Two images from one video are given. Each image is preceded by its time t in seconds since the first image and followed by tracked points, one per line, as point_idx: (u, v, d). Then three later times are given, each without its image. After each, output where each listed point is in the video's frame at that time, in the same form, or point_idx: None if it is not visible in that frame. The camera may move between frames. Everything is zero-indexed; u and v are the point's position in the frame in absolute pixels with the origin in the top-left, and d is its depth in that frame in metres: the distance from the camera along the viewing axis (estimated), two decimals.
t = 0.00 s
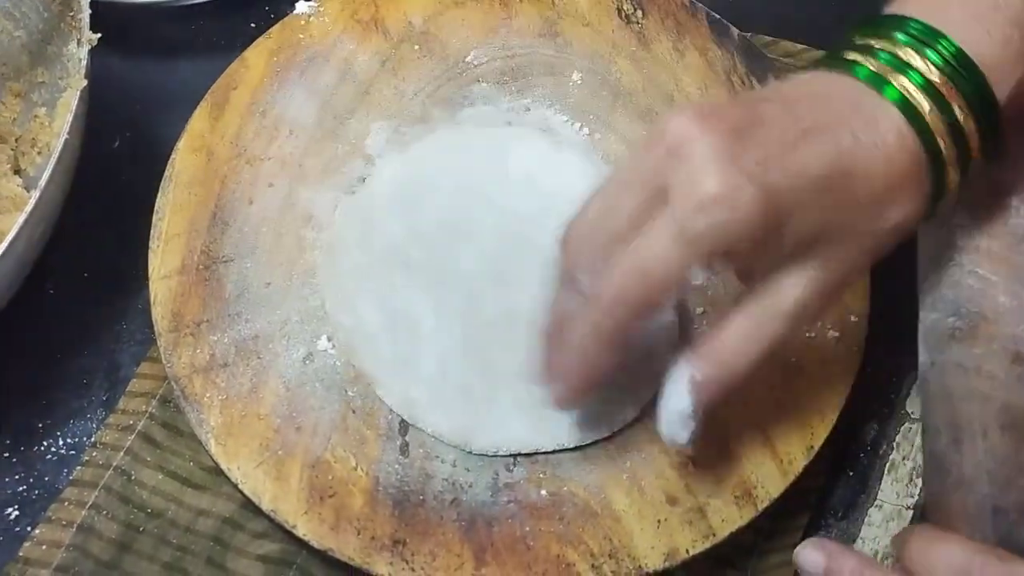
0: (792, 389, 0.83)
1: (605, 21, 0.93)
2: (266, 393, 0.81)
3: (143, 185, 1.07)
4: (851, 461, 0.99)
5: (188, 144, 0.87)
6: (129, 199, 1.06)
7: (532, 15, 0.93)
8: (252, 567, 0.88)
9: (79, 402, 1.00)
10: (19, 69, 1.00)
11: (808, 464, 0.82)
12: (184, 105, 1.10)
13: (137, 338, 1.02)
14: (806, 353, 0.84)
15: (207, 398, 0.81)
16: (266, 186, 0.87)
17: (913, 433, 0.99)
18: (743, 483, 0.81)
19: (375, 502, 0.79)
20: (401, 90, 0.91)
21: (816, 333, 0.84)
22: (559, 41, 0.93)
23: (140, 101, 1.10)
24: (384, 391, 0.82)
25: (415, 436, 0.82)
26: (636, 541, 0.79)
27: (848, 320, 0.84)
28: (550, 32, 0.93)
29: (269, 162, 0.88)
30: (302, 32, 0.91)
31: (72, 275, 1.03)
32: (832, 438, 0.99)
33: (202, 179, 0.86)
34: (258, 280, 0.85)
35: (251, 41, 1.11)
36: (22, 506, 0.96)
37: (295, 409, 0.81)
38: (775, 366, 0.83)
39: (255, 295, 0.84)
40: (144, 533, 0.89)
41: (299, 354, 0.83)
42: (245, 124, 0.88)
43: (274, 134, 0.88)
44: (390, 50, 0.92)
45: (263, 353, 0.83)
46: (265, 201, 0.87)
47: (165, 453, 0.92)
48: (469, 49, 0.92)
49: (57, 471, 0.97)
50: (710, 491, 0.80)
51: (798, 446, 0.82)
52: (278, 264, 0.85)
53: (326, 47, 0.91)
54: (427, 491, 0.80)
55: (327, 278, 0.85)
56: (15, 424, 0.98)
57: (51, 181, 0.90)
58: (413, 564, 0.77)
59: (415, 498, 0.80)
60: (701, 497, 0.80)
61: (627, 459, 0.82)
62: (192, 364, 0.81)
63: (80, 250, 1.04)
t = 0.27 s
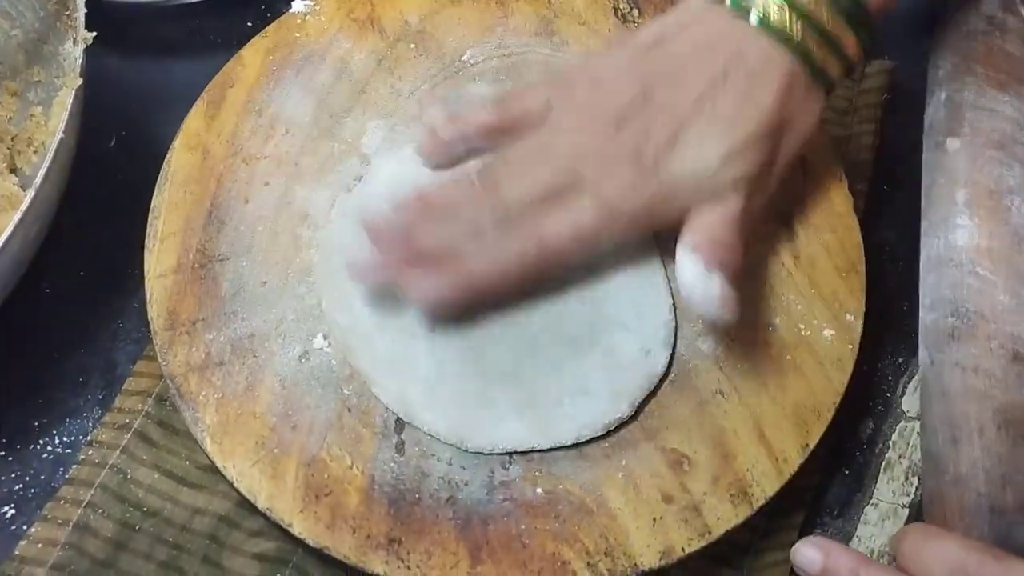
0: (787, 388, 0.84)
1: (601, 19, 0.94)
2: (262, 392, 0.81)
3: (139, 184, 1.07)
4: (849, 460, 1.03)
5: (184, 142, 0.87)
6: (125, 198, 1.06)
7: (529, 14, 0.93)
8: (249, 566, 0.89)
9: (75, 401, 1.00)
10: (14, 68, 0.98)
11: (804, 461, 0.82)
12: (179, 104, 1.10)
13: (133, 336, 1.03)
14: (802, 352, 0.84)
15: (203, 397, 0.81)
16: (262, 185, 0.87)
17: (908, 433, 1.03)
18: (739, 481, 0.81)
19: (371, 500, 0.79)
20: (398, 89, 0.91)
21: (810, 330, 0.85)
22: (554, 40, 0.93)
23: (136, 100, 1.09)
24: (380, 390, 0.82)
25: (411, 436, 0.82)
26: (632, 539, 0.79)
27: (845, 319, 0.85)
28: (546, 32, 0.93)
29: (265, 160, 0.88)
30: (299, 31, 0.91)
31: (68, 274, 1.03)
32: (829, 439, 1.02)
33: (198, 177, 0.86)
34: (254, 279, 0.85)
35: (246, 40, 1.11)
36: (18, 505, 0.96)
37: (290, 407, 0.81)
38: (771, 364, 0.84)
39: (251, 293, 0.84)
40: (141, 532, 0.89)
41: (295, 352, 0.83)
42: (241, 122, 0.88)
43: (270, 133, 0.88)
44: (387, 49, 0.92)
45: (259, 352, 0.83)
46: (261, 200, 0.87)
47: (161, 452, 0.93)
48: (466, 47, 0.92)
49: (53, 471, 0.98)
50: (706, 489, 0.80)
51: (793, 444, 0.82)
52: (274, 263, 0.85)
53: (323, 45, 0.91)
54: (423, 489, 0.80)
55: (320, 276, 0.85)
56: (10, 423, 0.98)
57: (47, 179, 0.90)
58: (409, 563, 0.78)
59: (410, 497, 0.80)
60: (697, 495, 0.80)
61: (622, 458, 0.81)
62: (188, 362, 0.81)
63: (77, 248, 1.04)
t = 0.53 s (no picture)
0: (787, 382, 0.84)
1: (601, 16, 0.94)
2: (263, 386, 0.82)
3: (140, 180, 1.07)
4: (848, 455, 1.02)
5: (184, 137, 0.87)
6: (126, 193, 1.06)
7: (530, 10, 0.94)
8: (251, 559, 0.89)
9: (77, 395, 1.00)
10: (16, 63, 0.99)
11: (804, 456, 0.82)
12: (181, 98, 1.10)
13: (135, 331, 1.03)
14: (801, 346, 0.85)
15: (204, 391, 0.81)
16: (263, 180, 0.87)
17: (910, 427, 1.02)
18: (739, 475, 0.81)
19: (372, 494, 0.79)
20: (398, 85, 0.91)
21: (809, 325, 0.85)
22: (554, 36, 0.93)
23: (138, 96, 1.10)
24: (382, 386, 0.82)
25: (413, 430, 0.82)
26: (632, 533, 0.79)
27: (844, 313, 0.86)
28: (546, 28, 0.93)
29: (266, 156, 0.88)
30: (300, 26, 0.91)
31: (69, 270, 1.03)
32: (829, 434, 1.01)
33: (200, 172, 0.87)
34: (255, 274, 0.85)
35: (248, 35, 1.11)
36: (22, 498, 0.96)
37: (291, 402, 0.82)
38: (771, 359, 0.84)
39: (252, 288, 0.85)
40: (142, 526, 0.89)
41: (296, 347, 0.83)
42: (242, 118, 0.88)
43: (272, 129, 0.89)
44: (387, 45, 0.92)
45: (260, 346, 0.83)
46: (263, 195, 0.87)
47: (162, 446, 0.93)
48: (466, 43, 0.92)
49: (55, 465, 0.97)
50: (706, 483, 0.80)
51: (793, 438, 0.82)
52: (275, 258, 0.86)
53: (324, 42, 0.91)
54: (423, 483, 0.80)
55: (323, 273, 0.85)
56: (13, 417, 0.98)
57: (49, 174, 0.90)
58: (409, 556, 0.77)
59: (411, 490, 0.80)
60: (697, 489, 0.80)
61: (622, 452, 0.82)
62: (190, 357, 0.81)
63: (78, 244, 1.04)
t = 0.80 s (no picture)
0: (786, 380, 0.84)
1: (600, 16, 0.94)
2: (264, 384, 0.82)
3: (140, 179, 1.07)
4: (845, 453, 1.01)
5: (185, 136, 0.88)
6: (127, 192, 1.07)
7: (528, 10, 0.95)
8: (251, 558, 0.89)
9: (78, 394, 0.99)
10: (18, 63, 1.00)
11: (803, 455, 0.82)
12: (181, 98, 1.10)
13: (135, 330, 1.02)
14: (801, 345, 0.85)
15: (205, 390, 0.81)
16: (264, 180, 0.88)
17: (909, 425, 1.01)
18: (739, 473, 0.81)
19: (372, 492, 0.79)
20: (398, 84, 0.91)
21: (809, 323, 0.86)
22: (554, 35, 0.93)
23: (138, 95, 1.10)
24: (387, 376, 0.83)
25: (412, 428, 0.82)
26: (633, 531, 0.79)
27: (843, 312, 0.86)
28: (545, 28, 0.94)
29: (266, 155, 0.88)
30: (301, 26, 0.92)
31: (70, 269, 1.04)
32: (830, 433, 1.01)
33: (200, 171, 0.87)
34: (256, 273, 0.85)
35: (248, 35, 1.11)
36: (22, 497, 0.96)
37: (291, 400, 0.82)
38: (770, 357, 0.85)
39: (253, 287, 0.85)
40: (143, 524, 0.89)
41: (296, 346, 0.84)
42: (243, 117, 0.89)
43: (272, 128, 0.89)
44: (387, 44, 0.92)
45: (260, 345, 0.83)
46: (263, 194, 0.87)
47: (163, 444, 0.93)
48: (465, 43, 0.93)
49: (56, 464, 0.97)
50: (705, 481, 0.80)
51: (792, 436, 0.82)
52: (275, 257, 0.86)
53: (324, 42, 0.92)
54: (423, 481, 0.81)
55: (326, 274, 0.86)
56: (14, 416, 0.98)
57: (50, 174, 0.91)
58: (409, 554, 0.77)
59: (411, 489, 0.80)
60: (697, 487, 0.80)
61: (621, 451, 0.82)
62: (190, 355, 0.82)
63: (79, 243, 1.05)
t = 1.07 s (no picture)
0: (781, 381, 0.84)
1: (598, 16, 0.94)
2: (260, 385, 0.82)
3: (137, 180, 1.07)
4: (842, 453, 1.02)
5: (181, 137, 0.87)
6: (123, 192, 1.06)
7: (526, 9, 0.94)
8: (247, 558, 0.89)
9: (74, 395, 1.00)
10: (13, 63, 1.00)
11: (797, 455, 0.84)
12: (177, 99, 1.10)
13: (132, 330, 1.03)
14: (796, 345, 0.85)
15: (201, 391, 0.81)
16: (260, 180, 0.87)
17: (904, 427, 1.02)
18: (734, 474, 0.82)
19: (368, 493, 0.79)
20: (395, 84, 0.91)
21: (805, 325, 0.86)
22: (552, 35, 0.94)
23: (135, 96, 1.10)
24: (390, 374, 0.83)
25: (407, 429, 0.82)
26: (627, 532, 0.80)
27: (838, 313, 0.86)
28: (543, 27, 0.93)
29: (262, 156, 0.88)
30: (297, 27, 0.91)
31: (66, 269, 1.03)
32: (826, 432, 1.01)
33: (196, 172, 0.86)
34: (251, 273, 0.85)
35: (244, 35, 1.11)
36: (17, 498, 0.96)
37: (287, 401, 0.82)
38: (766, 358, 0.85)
39: (248, 288, 0.85)
40: (138, 525, 0.89)
41: (293, 346, 0.83)
42: (239, 118, 0.88)
43: (268, 128, 0.89)
44: (383, 44, 0.92)
45: (256, 346, 0.83)
46: (259, 195, 0.87)
47: (159, 445, 0.93)
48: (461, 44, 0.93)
49: (52, 464, 0.98)
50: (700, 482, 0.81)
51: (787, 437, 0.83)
52: (271, 258, 0.86)
53: (320, 42, 0.91)
54: (419, 482, 0.81)
55: (323, 274, 0.86)
56: (9, 416, 0.99)
57: (45, 174, 0.90)
58: (405, 555, 0.78)
59: (407, 490, 0.80)
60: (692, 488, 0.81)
61: (617, 451, 0.82)
62: (185, 357, 0.82)
63: (74, 244, 1.04)
